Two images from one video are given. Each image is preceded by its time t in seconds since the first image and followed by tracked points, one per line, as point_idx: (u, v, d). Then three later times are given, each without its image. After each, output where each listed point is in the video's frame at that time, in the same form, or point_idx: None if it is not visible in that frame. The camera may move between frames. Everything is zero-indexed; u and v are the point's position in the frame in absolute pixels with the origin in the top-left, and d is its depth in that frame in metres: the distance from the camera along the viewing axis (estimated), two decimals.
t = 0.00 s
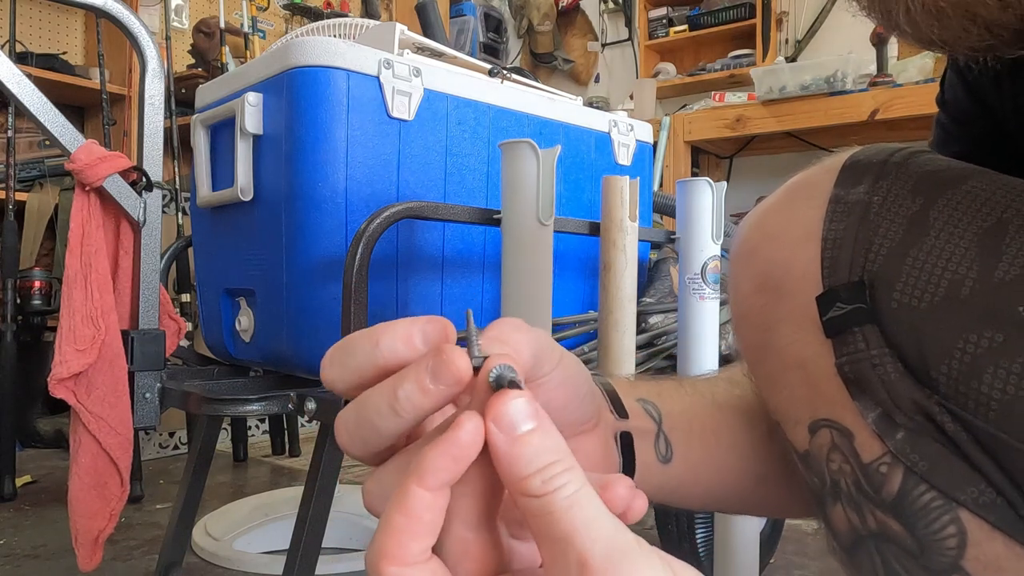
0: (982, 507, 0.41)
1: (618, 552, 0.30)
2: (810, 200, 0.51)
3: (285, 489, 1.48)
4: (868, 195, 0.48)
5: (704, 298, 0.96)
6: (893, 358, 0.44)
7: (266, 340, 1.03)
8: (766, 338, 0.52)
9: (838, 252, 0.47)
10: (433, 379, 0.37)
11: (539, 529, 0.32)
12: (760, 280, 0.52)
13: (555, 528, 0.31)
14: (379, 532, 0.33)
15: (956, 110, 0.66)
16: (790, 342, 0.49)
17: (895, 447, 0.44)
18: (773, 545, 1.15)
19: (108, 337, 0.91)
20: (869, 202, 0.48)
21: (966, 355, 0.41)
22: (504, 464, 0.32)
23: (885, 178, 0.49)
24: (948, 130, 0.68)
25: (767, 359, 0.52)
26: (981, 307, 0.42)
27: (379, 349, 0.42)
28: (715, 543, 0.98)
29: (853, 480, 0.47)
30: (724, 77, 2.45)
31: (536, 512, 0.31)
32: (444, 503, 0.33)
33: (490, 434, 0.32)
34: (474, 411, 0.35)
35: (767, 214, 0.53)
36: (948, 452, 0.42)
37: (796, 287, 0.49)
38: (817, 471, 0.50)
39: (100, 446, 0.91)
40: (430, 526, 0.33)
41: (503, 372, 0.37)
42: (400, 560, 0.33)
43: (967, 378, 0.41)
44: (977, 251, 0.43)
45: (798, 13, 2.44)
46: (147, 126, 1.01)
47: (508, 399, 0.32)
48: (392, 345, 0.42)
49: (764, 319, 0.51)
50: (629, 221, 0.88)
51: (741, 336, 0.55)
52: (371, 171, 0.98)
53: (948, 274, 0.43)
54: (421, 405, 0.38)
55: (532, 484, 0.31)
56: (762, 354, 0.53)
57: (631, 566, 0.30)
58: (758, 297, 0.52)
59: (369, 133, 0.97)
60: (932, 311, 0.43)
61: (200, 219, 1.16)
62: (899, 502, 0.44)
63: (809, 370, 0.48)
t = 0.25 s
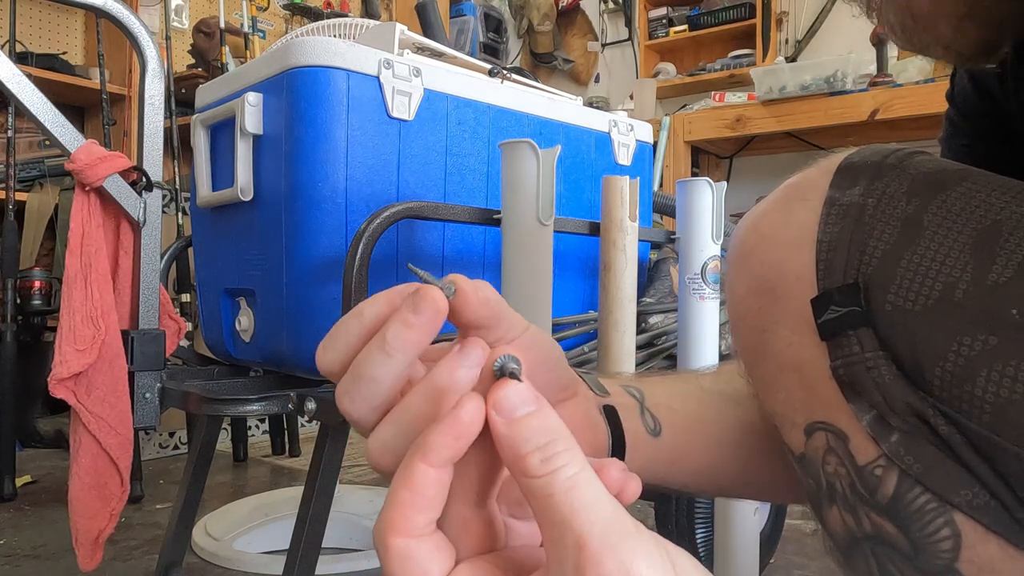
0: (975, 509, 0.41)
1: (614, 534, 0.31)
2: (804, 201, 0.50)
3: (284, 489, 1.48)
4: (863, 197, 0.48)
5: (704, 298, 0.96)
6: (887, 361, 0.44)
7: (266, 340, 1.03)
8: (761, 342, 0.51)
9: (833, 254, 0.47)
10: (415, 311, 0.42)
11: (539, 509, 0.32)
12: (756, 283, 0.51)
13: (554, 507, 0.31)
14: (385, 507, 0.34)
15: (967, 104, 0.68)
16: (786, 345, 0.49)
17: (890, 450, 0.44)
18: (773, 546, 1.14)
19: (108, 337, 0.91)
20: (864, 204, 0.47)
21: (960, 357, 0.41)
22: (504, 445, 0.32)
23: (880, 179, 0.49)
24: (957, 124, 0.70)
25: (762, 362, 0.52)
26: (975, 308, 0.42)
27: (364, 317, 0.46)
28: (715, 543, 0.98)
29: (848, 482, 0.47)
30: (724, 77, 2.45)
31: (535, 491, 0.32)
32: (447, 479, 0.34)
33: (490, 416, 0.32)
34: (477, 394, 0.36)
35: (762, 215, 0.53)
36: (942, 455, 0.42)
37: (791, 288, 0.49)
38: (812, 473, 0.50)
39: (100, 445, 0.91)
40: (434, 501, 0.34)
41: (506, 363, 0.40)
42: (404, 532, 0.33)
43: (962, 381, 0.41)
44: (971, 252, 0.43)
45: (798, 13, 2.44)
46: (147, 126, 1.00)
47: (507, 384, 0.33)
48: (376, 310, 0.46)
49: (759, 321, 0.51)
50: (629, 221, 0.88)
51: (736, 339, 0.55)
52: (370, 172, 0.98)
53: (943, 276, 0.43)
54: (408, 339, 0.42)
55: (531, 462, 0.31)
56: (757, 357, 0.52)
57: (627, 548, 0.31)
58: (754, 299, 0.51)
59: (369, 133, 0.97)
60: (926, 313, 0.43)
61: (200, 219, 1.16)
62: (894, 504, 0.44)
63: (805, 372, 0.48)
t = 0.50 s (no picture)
0: (975, 506, 0.41)
1: (608, 525, 0.31)
2: (805, 203, 0.50)
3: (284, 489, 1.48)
4: (864, 197, 0.48)
5: (704, 298, 0.96)
6: (887, 360, 0.44)
7: (266, 340, 1.03)
8: (761, 341, 0.51)
9: (833, 254, 0.47)
10: (406, 350, 0.42)
11: (537, 504, 0.32)
12: (757, 283, 0.51)
13: (551, 501, 0.31)
14: (386, 505, 0.34)
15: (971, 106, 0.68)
16: (786, 344, 0.49)
17: (890, 448, 0.44)
18: (773, 545, 1.14)
19: (108, 337, 0.91)
20: (865, 204, 0.47)
21: (960, 356, 0.41)
22: (502, 440, 0.32)
23: (881, 179, 0.49)
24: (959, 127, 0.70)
25: (763, 361, 0.52)
26: (975, 308, 0.42)
27: (365, 344, 0.47)
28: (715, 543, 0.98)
29: (849, 480, 0.47)
30: (724, 77, 2.45)
31: (532, 485, 0.32)
32: (448, 477, 0.34)
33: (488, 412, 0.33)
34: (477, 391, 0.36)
35: (763, 216, 0.53)
36: (941, 453, 0.42)
37: (791, 288, 0.49)
38: (813, 472, 0.50)
39: (100, 445, 0.91)
40: (434, 498, 0.34)
41: (504, 360, 0.40)
42: (404, 527, 0.34)
43: (961, 379, 0.41)
44: (971, 252, 0.43)
45: (798, 13, 2.44)
46: (147, 126, 1.00)
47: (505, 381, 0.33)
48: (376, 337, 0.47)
49: (760, 321, 0.51)
50: (629, 221, 0.88)
51: (737, 338, 0.55)
52: (370, 172, 0.98)
53: (943, 275, 0.43)
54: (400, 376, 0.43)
55: (528, 457, 0.32)
56: (758, 356, 0.52)
57: (621, 540, 0.31)
58: (754, 300, 0.51)
59: (369, 133, 0.97)
60: (925, 312, 0.43)
61: (201, 219, 1.16)
62: (894, 502, 0.44)
63: (805, 371, 0.48)
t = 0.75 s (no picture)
0: (976, 506, 0.41)
1: (604, 532, 0.32)
2: (807, 202, 0.50)
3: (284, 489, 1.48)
4: (865, 197, 0.48)
5: (704, 298, 0.96)
6: (889, 359, 0.44)
7: (266, 340, 1.03)
8: (762, 341, 0.51)
9: (835, 254, 0.47)
10: (416, 413, 0.42)
11: (534, 516, 0.33)
12: (757, 282, 0.51)
13: (547, 512, 0.32)
14: (388, 518, 0.35)
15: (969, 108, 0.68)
16: (788, 343, 0.49)
17: (891, 447, 0.44)
18: (773, 545, 1.15)
19: (108, 337, 0.91)
20: (867, 203, 0.47)
21: (961, 355, 0.41)
22: (499, 457, 0.34)
23: (882, 179, 0.49)
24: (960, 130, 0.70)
25: (764, 361, 0.52)
26: (976, 307, 0.42)
27: (373, 387, 0.48)
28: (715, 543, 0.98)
29: (850, 479, 0.47)
30: (724, 77, 2.45)
31: (529, 499, 0.33)
32: (448, 491, 0.35)
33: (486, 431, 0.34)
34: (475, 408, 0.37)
35: (764, 215, 0.53)
36: (943, 452, 0.42)
37: (793, 288, 0.49)
38: (815, 471, 0.50)
39: (100, 446, 0.91)
40: (433, 510, 0.35)
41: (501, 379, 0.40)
42: (404, 539, 0.34)
43: (963, 378, 0.41)
44: (973, 252, 0.43)
45: (798, 13, 2.44)
46: (147, 126, 1.00)
47: (501, 400, 0.35)
48: (384, 384, 0.48)
49: (761, 321, 0.51)
50: (629, 221, 0.88)
51: (738, 338, 0.55)
52: (371, 172, 0.98)
53: (944, 275, 0.43)
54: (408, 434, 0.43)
55: (524, 471, 0.33)
56: (759, 356, 0.52)
57: (616, 545, 0.31)
58: (756, 299, 0.51)
59: (369, 133, 0.97)
60: (927, 312, 0.43)
61: (201, 219, 1.16)
62: (896, 501, 0.44)
63: (807, 371, 0.48)
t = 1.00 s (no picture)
0: (978, 505, 0.41)
1: (605, 530, 0.32)
2: (808, 201, 0.50)
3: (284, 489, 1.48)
4: (867, 196, 0.48)
5: (704, 298, 0.96)
6: (891, 358, 0.44)
7: (266, 340, 1.03)
8: (763, 340, 0.51)
9: (836, 253, 0.47)
10: (422, 363, 0.43)
11: (535, 515, 0.33)
12: (758, 281, 0.51)
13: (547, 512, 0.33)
14: (387, 515, 0.35)
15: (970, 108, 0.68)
16: (789, 343, 0.49)
17: (893, 446, 0.44)
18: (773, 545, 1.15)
19: (108, 337, 0.91)
20: (869, 203, 0.47)
21: (963, 355, 0.41)
22: (500, 458, 0.34)
23: (884, 178, 0.49)
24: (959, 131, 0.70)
25: (765, 361, 0.52)
26: (977, 306, 0.42)
27: (376, 355, 0.48)
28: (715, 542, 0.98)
29: (852, 478, 0.47)
30: (724, 77, 2.45)
31: (530, 499, 0.33)
32: (446, 487, 0.35)
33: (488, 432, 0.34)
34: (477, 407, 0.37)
35: (765, 214, 0.53)
36: (944, 451, 0.42)
37: (794, 287, 0.49)
38: (816, 470, 0.50)
39: (100, 446, 0.91)
40: (433, 507, 0.35)
41: (504, 381, 0.40)
42: (403, 536, 0.34)
43: (965, 378, 0.41)
44: (975, 251, 0.43)
45: (798, 13, 2.44)
46: (147, 126, 1.00)
47: (503, 402, 0.35)
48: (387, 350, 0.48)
49: (762, 320, 0.51)
50: (629, 221, 0.88)
51: (739, 337, 0.55)
52: (371, 171, 0.98)
53: (946, 274, 0.43)
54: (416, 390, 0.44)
55: (525, 474, 0.33)
56: (760, 356, 0.52)
57: (617, 544, 0.32)
58: (757, 298, 0.51)
59: (370, 133, 0.97)
60: (928, 311, 0.43)
61: (201, 218, 1.16)
62: (897, 501, 0.44)
63: (808, 370, 0.48)
